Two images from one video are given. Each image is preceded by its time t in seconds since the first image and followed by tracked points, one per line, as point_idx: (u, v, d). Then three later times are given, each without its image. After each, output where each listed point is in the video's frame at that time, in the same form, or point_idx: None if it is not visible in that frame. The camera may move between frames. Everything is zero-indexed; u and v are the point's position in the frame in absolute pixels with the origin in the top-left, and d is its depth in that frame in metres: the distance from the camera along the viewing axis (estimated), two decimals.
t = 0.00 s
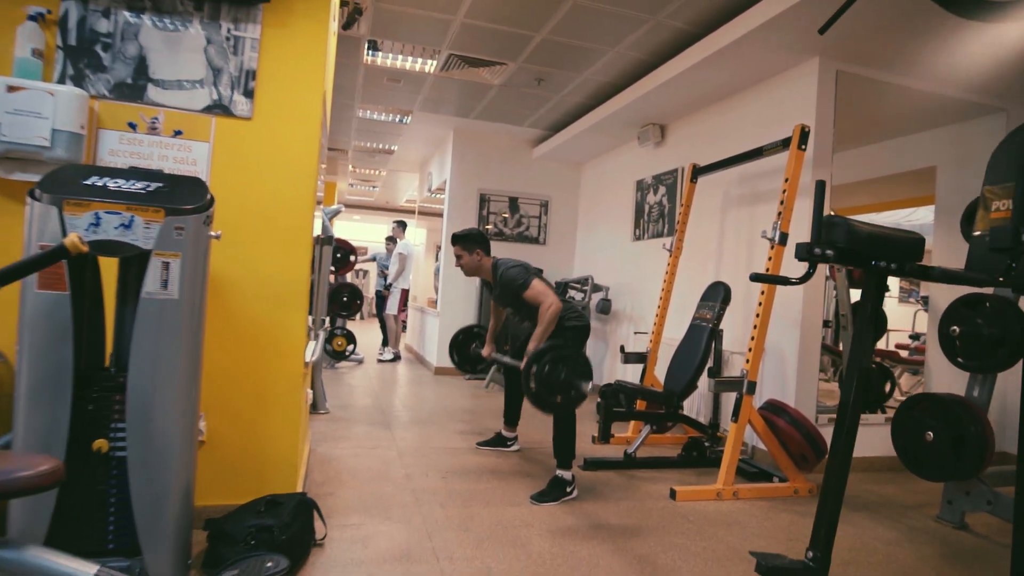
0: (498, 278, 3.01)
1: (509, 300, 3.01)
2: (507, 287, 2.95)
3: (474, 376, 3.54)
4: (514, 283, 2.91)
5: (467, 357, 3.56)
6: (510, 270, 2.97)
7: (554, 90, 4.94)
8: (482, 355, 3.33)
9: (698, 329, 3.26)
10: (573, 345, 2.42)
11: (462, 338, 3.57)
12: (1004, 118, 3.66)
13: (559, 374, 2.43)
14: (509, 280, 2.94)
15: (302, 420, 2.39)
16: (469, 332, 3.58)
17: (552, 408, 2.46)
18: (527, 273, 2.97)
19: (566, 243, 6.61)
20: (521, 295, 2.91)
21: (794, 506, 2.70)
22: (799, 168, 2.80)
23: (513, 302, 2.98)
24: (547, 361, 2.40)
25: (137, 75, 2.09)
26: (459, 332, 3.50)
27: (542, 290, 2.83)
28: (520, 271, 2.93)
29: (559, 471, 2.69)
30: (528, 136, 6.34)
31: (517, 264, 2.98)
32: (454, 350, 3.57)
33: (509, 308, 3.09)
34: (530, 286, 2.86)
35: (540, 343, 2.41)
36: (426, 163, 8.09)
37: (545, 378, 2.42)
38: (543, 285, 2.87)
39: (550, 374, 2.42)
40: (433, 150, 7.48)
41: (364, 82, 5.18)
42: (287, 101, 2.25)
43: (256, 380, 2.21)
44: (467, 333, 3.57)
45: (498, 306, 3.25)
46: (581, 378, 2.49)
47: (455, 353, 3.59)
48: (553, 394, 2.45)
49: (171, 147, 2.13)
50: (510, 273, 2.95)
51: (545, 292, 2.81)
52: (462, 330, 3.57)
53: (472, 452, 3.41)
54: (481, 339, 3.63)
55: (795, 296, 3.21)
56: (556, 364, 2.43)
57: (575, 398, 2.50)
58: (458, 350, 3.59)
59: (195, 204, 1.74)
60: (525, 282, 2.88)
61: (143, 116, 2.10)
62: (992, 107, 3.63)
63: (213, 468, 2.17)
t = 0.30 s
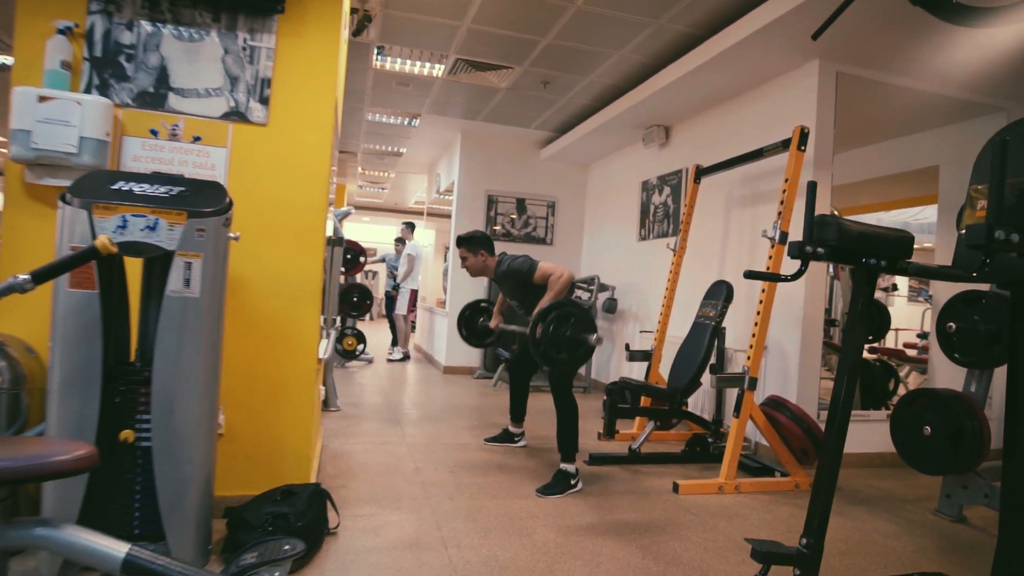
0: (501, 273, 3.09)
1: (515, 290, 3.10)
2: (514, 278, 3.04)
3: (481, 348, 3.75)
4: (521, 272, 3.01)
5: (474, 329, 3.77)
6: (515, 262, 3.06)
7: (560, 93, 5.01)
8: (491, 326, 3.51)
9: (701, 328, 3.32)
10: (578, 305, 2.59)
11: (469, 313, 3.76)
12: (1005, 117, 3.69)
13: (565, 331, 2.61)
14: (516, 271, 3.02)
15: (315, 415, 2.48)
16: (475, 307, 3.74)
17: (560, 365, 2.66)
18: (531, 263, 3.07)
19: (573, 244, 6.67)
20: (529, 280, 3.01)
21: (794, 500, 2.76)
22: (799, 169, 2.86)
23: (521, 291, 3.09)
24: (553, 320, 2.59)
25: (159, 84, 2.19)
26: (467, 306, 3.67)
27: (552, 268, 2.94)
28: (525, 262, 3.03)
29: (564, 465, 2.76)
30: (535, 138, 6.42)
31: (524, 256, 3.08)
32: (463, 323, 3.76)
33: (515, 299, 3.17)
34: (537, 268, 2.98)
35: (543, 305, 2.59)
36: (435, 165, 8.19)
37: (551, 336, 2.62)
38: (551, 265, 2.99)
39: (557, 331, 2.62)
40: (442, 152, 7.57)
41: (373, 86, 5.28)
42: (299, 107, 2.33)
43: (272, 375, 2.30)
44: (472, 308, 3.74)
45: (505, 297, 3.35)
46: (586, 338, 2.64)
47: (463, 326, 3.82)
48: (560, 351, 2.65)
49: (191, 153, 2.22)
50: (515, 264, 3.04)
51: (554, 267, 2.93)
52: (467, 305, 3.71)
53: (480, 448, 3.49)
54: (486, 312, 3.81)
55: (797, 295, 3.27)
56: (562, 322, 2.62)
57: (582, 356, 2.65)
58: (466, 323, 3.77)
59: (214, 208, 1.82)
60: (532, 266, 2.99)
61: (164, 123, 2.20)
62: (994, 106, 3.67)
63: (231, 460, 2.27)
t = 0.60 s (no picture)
0: (507, 280, 3.17)
1: (523, 293, 3.17)
2: (519, 282, 3.13)
3: (491, 339, 3.86)
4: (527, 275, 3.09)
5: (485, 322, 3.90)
6: (519, 266, 3.14)
7: (567, 94, 5.08)
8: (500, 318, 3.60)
9: (704, 325, 3.38)
10: (581, 288, 2.70)
11: (477, 306, 3.90)
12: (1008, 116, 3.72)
13: (572, 316, 2.72)
14: (522, 275, 3.12)
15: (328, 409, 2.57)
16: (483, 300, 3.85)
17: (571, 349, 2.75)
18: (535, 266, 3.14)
19: (580, 243, 6.74)
20: (536, 282, 3.09)
21: (796, 493, 2.82)
22: (799, 169, 2.91)
23: (528, 295, 3.16)
24: (559, 305, 2.71)
25: (179, 91, 2.29)
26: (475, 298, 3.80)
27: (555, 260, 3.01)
28: (528, 267, 3.10)
29: (570, 458, 2.83)
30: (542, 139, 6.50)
31: (527, 260, 3.16)
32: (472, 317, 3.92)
33: (521, 303, 3.24)
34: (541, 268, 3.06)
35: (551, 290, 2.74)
36: (443, 166, 8.28)
37: (558, 321, 2.72)
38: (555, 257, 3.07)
39: (564, 316, 2.72)
40: (450, 153, 7.66)
41: (383, 89, 5.37)
42: (313, 113, 2.43)
43: (287, 371, 2.39)
44: (481, 301, 3.89)
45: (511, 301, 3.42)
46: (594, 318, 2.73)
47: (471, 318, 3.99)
48: (569, 334, 2.73)
49: (210, 157, 2.32)
50: (519, 270, 3.12)
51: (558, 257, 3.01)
52: (475, 298, 3.85)
53: (489, 443, 3.57)
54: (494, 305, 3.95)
55: (799, 292, 3.32)
56: (567, 308, 2.73)
57: (591, 339, 2.74)
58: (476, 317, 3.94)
59: (233, 210, 1.91)
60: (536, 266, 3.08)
61: (184, 128, 2.29)
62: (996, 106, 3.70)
63: (248, 452, 2.36)
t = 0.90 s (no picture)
0: (517, 273, 3.25)
1: (529, 290, 3.25)
2: (527, 279, 3.19)
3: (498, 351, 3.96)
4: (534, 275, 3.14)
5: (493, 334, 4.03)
6: (528, 263, 3.20)
7: (573, 94, 5.15)
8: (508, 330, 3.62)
9: (709, 320, 3.44)
10: (589, 309, 2.76)
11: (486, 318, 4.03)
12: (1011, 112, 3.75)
13: (580, 335, 2.78)
14: (530, 273, 3.17)
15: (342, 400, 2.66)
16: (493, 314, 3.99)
17: (578, 369, 2.81)
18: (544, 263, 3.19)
19: (588, 241, 6.80)
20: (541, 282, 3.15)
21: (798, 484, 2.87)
22: (801, 167, 2.96)
23: (535, 293, 3.22)
24: (568, 325, 2.77)
25: (198, 97, 2.38)
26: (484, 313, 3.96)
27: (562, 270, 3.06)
28: (537, 264, 3.16)
29: (576, 450, 2.90)
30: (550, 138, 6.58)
31: (537, 257, 3.21)
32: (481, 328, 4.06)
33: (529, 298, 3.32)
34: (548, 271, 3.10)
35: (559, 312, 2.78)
36: (453, 166, 8.37)
37: (567, 340, 2.78)
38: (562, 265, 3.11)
39: (572, 336, 2.79)
40: (459, 153, 7.75)
41: (392, 91, 5.47)
42: (325, 115, 2.52)
43: (302, 363, 2.49)
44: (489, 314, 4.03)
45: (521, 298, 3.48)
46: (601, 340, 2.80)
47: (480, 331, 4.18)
48: (577, 355, 2.80)
49: (228, 159, 2.42)
50: (529, 266, 3.18)
51: (563, 269, 3.04)
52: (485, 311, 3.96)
53: (498, 436, 3.65)
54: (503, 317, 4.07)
55: (802, 287, 3.38)
56: (576, 327, 2.79)
57: (599, 359, 2.80)
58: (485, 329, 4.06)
59: (251, 210, 2.00)
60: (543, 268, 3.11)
61: (203, 132, 2.39)
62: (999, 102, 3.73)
63: (265, 442, 2.46)
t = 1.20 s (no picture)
0: (525, 269, 3.32)
1: (536, 288, 3.30)
2: (534, 277, 3.24)
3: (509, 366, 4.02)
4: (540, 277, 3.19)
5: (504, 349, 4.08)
6: (536, 262, 3.24)
7: (580, 93, 5.21)
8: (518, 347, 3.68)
9: (714, 315, 3.49)
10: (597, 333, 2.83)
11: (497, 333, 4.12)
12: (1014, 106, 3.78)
13: (589, 359, 2.86)
14: (536, 272, 3.23)
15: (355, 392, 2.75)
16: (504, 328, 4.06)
17: (586, 391, 2.87)
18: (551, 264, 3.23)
19: (596, 238, 6.86)
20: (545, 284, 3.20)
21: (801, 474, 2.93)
22: (804, 164, 3.01)
23: (541, 292, 3.28)
24: (576, 347, 2.83)
25: (216, 101, 2.48)
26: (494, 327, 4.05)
27: (564, 281, 3.10)
28: (545, 263, 3.21)
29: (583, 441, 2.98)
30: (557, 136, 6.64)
31: (544, 257, 3.24)
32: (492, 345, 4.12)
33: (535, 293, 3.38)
34: (552, 277, 3.13)
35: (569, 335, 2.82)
36: (462, 164, 8.46)
37: (576, 364, 2.85)
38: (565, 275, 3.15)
39: (581, 359, 2.86)
40: (468, 152, 7.83)
41: (402, 91, 5.56)
42: (337, 117, 2.61)
43: (317, 357, 2.58)
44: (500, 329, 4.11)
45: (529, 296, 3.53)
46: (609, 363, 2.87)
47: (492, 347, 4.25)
48: (586, 378, 2.87)
49: (245, 161, 2.51)
50: (536, 266, 3.22)
51: (565, 283, 3.07)
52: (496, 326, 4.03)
53: (507, 429, 3.73)
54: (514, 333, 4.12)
55: (806, 281, 3.42)
56: (585, 350, 2.86)
57: (607, 380, 2.88)
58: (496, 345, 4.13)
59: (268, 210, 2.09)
60: (547, 273, 3.14)
61: (221, 135, 2.48)
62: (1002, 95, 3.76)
63: (282, 433, 2.55)
